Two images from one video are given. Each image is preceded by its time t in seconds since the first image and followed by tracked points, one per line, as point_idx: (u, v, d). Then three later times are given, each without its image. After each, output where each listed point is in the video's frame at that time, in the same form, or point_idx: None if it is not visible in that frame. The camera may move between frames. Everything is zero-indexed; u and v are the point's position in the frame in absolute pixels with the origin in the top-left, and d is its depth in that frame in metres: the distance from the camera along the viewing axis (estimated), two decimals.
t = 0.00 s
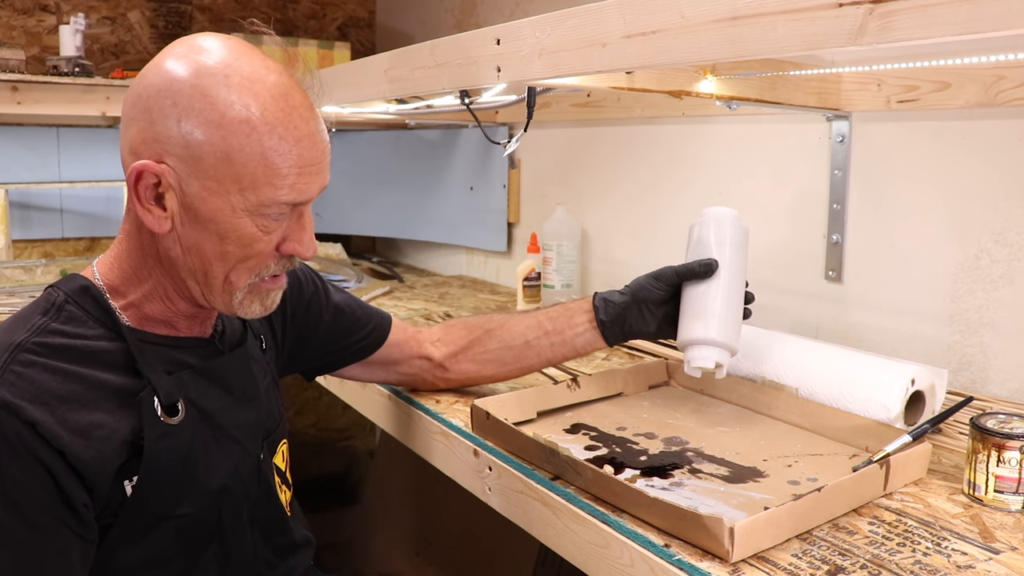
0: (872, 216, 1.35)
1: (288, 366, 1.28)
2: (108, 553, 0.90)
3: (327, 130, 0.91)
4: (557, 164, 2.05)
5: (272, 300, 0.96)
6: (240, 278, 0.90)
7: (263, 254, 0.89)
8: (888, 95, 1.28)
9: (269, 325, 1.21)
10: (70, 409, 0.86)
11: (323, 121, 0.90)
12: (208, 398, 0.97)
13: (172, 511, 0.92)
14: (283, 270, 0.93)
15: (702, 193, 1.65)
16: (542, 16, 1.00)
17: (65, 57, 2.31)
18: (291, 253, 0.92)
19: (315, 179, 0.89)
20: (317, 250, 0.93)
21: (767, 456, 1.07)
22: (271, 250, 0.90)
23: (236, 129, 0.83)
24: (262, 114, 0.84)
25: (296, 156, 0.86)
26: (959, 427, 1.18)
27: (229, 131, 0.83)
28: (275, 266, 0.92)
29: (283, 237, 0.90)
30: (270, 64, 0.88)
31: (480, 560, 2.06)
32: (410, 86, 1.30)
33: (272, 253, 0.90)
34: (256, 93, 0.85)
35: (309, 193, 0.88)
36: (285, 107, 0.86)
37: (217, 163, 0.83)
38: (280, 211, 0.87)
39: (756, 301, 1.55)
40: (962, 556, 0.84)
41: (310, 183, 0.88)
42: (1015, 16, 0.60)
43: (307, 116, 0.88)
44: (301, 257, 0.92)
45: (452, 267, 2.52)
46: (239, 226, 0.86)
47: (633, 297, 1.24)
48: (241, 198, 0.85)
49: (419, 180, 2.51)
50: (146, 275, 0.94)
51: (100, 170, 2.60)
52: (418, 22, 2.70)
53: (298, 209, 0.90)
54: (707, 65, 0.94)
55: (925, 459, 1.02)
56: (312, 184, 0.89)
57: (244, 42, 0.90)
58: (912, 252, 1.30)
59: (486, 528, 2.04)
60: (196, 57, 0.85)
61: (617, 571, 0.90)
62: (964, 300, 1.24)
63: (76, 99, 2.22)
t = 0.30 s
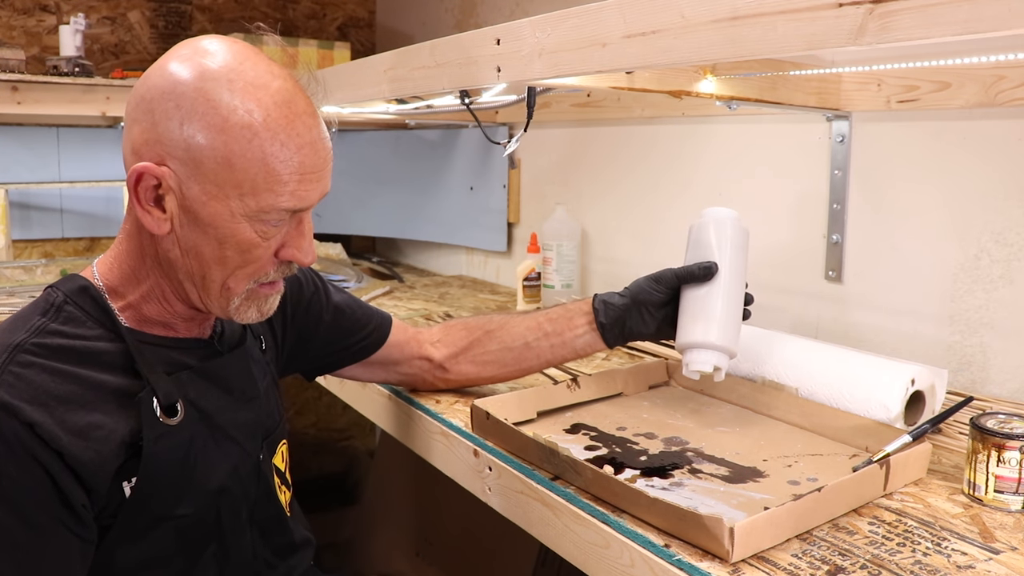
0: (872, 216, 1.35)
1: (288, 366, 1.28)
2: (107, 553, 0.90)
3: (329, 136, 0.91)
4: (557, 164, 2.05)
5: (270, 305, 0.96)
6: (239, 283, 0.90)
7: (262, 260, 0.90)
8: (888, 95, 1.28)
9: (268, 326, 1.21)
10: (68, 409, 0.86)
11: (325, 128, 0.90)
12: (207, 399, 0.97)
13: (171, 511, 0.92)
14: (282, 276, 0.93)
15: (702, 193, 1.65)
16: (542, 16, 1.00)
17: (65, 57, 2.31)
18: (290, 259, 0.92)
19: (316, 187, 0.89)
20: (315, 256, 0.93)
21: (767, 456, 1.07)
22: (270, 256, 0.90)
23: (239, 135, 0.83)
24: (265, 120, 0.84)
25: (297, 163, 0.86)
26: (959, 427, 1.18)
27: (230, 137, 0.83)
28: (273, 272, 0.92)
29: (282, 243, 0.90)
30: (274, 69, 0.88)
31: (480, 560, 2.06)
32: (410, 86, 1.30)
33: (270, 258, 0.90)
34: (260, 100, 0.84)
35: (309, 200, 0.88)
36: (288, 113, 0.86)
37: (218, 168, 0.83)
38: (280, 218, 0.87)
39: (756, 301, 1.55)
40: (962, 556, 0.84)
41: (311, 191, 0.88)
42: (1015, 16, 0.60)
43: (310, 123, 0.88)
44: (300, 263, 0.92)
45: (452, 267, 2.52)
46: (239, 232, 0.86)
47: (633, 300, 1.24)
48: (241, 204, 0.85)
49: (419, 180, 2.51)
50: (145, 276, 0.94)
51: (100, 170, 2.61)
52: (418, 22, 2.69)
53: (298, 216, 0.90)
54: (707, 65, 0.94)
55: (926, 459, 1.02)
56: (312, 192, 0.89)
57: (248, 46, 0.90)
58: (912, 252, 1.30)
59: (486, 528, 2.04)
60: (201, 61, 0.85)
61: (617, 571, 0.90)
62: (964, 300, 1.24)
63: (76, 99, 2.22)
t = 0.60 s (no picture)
0: (872, 216, 1.35)
1: (288, 366, 1.28)
2: (106, 554, 0.90)
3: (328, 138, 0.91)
4: (557, 164, 2.05)
5: (269, 306, 0.96)
6: (239, 284, 0.90)
7: (261, 261, 0.90)
8: (888, 95, 1.28)
9: (268, 326, 1.21)
10: (67, 410, 0.86)
11: (325, 129, 0.90)
12: (207, 399, 0.97)
13: (170, 511, 0.92)
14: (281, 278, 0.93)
15: (702, 193, 1.65)
16: (542, 16, 1.00)
17: (65, 57, 2.31)
18: (289, 261, 0.92)
19: (316, 189, 0.89)
20: (314, 258, 0.93)
21: (767, 456, 1.07)
22: (270, 258, 0.90)
23: (238, 136, 0.83)
24: (265, 122, 0.84)
25: (297, 165, 0.86)
26: (959, 427, 1.18)
27: (230, 138, 0.83)
28: (273, 273, 0.92)
29: (281, 244, 0.90)
30: (275, 71, 0.88)
31: (480, 560, 2.06)
32: (410, 86, 1.30)
33: (270, 260, 0.90)
34: (260, 101, 0.84)
35: (309, 202, 0.88)
36: (288, 115, 0.86)
37: (217, 170, 0.83)
38: (280, 219, 0.87)
39: (757, 301, 1.55)
40: (962, 556, 0.84)
41: (310, 193, 0.88)
42: (1015, 17, 0.60)
43: (310, 125, 0.88)
44: (299, 264, 0.93)
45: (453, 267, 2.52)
46: (239, 233, 0.86)
47: (633, 300, 1.24)
48: (240, 205, 0.85)
49: (419, 180, 2.51)
50: (144, 277, 0.94)
51: (101, 170, 2.61)
52: (418, 22, 2.70)
53: (298, 218, 0.90)
54: (707, 65, 0.94)
55: (926, 459, 1.02)
56: (312, 193, 0.89)
57: (248, 47, 0.90)
58: (911, 252, 1.30)
59: (486, 528, 2.04)
60: (201, 61, 0.85)
61: (617, 571, 0.90)
62: (964, 300, 1.24)
63: (76, 99, 2.22)
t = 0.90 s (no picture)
0: (872, 217, 1.35)
1: (288, 366, 1.28)
2: (106, 554, 0.90)
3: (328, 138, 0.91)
4: (557, 164, 2.05)
5: (269, 306, 0.96)
6: (239, 284, 0.91)
7: (262, 262, 0.90)
8: (888, 95, 1.28)
9: (268, 326, 1.21)
10: (67, 410, 0.86)
11: (325, 129, 0.90)
12: (207, 399, 0.97)
13: (170, 511, 0.92)
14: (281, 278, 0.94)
15: (702, 193, 1.65)
16: (542, 16, 1.00)
17: (65, 57, 2.31)
18: (289, 261, 0.92)
19: (316, 189, 0.89)
20: (314, 258, 0.93)
21: (767, 456, 1.07)
22: (270, 258, 0.90)
23: (239, 136, 0.83)
24: (265, 122, 0.84)
25: (297, 165, 0.86)
26: (959, 426, 1.18)
27: (230, 138, 0.83)
28: (273, 274, 0.92)
29: (281, 244, 0.90)
30: (276, 70, 0.88)
31: (480, 560, 2.06)
32: (410, 86, 1.30)
33: (270, 260, 0.90)
34: (260, 101, 0.84)
35: (309, 202, 0.88)
36: (288, 115, 0.86)
37: (217, 170, 0.83)
38: (280, 219, 0.87)
39: (757, 301, 1.55)
40: (962, 556, 0.84)
41: (310, 193, 0.88)
42: (1015, 17, 0.60)
43: (311, 125, 0.88)
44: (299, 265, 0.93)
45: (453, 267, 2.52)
46: (239, 233, 0.86)
47: (632, 301, 1.23)
48: (240, 206, 0.85)
49: (419, 180, 2.51)
50: (144, 277, 0.94)
51: (101, 170, 2.61)
52: (418, 22, 2.70)
53: (299, 218, 0.90)
54: (707, 65, 0.94)
55: (925, 459, 1.02)
56: (312, 193, 0.89)
57: (248, 47, 0.90)
58: (912, 251, 1.30)
59: (486, 528, 2.04)
60: (200, 61, 0.85)
61: (617, 571, 0.90)
62: (964, 300, 1.24)
63: (76, 98, 2.22)
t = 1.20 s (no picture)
0: (872, 216, 1.35)
1: (288, 367, 1.28)
2: (106, 554, 0.90)
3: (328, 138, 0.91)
4: (557, 164, 2.05)
5: (269, 306, 0.96)
6: (239, 284, 0.91)
7: (261, 262, 0.90)
8: (888, 95, 1.28)
9: (268, 326, 1.21)
10: (67, 410, 0.86)
11: (324, 129, 0.90)
12: (206, 399, 0.97)
13: (169, 512, 0.92)
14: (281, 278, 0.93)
15: (703, 193, 1.65)
16: (542, 16, 1.00)
17: (65, 57, 2.31)
18: (289, 262, 0.92)
19: (316, 189, 0.89)
20: (314, 258, 0.93)
21: (767, 456, 1.07)
22: (270, 258, 0.90)
23: (238, 136, 0.83)
24: (264, 121, 0.84)
25: (297, 165, 0.86)
26: (959, 426, 1.18)
27: (230, 138, 0.83)
28: (273, 274, 0.92)
29: (281, 244, 0.90)
30: (276, 69, 0.88)
31: (480, 560, 2.06)
32: (410, 86, 1.30)
33: (269, 260, 0.90)
34: (260, 101, 0.84)
35: (309, 202, 0.88)
36: (288, 115, 0.86)
37: (216, 169, 0.83)
38: (280, 219, 0.87)
39: (757, 301, 1.55)
40: (962, 556, 0.84)
41: (310, 193, 0.88)
42: (1015, 17, 0.60)
43: (310, 125, 0.88)
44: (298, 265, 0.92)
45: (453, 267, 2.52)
46: (239, 233, 0.86)
47: (632, 301, 1.23)
48: (240, 206, 0.85)
49: (419, 180, 2.51)
50: (143, 277, 0.94)
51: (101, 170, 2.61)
52: (418, 22, 2.70)
53: (299, 218, 0.90)
54: (707, 65, 0.94)
55: (925, 459, 1.02)
56: (312, 193, 0.89)
57: (248, 47, 0.90)
58: (912, 251, 1.30)
59: (486, 527, 2.04)
60: (200, 60, 0.85)
61: (617, 571, 0.90)
62: (964, 300, 1.24)
63: (76, 99, 2.22)
